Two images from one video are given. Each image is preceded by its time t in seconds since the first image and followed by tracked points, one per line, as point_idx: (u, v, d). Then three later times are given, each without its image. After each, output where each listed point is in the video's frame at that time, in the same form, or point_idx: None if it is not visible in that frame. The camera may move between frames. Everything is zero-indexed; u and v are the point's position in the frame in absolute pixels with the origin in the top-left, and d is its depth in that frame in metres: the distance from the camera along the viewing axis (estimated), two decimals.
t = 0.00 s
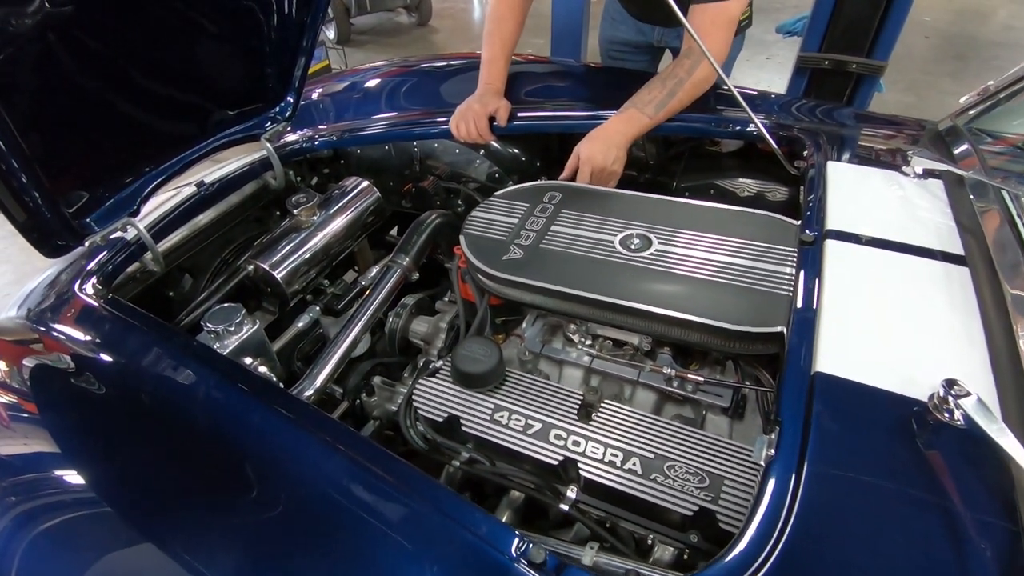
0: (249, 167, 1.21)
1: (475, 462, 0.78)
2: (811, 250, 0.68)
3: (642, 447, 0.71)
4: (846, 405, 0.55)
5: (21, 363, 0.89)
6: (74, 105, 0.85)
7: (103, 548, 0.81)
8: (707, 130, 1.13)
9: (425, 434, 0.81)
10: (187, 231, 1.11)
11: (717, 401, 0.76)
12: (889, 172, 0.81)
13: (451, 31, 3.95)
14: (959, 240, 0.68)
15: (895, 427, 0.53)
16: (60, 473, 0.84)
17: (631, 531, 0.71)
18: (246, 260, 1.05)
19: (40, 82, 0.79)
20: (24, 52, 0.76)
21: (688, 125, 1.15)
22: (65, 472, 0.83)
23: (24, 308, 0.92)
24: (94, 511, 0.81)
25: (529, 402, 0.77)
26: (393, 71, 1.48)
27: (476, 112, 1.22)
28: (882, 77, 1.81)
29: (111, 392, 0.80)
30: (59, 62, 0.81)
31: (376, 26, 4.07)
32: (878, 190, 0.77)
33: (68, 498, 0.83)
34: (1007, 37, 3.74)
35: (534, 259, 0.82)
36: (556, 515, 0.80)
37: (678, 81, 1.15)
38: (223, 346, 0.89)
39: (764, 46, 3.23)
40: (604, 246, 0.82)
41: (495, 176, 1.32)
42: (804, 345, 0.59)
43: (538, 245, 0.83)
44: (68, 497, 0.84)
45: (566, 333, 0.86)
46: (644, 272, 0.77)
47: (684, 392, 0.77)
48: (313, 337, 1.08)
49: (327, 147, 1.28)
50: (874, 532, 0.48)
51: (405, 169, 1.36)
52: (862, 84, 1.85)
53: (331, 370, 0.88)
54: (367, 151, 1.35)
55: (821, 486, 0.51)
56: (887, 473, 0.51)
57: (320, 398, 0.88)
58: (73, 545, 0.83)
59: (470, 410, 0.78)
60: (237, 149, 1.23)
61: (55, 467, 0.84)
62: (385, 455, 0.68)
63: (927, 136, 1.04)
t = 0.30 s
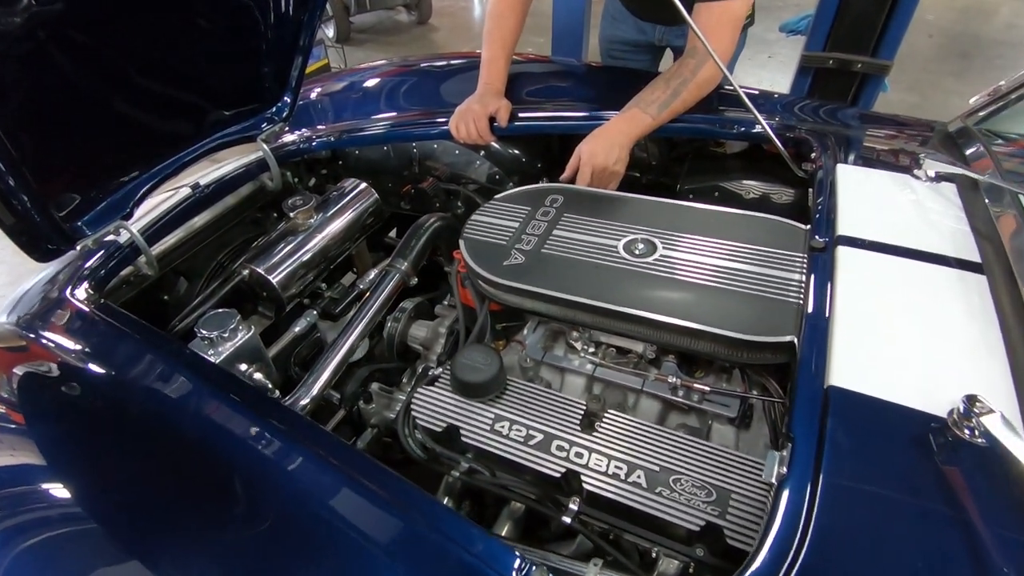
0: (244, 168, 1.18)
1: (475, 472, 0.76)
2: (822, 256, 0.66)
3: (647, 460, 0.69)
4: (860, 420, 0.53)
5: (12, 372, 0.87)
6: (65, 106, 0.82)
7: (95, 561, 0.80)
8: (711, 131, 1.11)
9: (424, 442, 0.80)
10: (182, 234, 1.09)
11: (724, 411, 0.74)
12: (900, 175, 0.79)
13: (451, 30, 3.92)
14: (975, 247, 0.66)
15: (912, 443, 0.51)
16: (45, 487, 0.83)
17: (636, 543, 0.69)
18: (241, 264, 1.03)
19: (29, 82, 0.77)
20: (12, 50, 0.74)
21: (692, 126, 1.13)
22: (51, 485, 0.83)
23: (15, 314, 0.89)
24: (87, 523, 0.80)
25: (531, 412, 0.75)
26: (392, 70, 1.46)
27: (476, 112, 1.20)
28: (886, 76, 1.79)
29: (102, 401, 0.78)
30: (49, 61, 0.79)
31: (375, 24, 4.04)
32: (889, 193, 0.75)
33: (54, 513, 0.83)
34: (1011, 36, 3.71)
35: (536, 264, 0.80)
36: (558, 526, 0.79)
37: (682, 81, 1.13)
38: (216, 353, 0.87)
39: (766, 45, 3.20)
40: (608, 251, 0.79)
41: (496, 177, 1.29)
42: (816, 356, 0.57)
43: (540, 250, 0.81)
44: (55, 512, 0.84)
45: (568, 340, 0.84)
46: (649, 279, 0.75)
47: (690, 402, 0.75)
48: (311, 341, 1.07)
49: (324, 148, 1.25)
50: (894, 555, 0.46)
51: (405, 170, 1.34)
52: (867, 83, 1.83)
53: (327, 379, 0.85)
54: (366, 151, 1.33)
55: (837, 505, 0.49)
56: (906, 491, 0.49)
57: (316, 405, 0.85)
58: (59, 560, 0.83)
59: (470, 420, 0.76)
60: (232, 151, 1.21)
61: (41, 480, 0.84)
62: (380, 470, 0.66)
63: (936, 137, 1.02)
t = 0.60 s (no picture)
0: (237, 168, 1.15)
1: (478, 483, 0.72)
2: (838, 262, 0.64)
3: (656, 473, 0.66)
4: (887, 430, 0.50)
5: None
6: (50, 105, 0.79)
7: None
8: (716, 129, 1.09)
9: (424, 452, 0.75)
10: (175, 237, 1.06)
11: (735, 421, 0.72)
12: (914, 175, 0.77)
13: (446, 25, 3.88)
14: (996, 252, 0.63)
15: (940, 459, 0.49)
16: (28, 503, 0.78)
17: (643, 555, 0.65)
18: (233, 270, 1.00)
19: (12, 80, 0.74)
20: None
21: (697, 124, 1.10)
22: (34, 502, 0.78)
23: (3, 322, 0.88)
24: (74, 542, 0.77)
25: (535, 423, 0.73)
26: (388, 67, 1.43)
27: (474, 110, 1.17)
28: (890, 71, 1.77)
29: (91, 412, 0.76)
30: (33, 59, 0.75)
31: (370, 20, 4.00)
32: (904, 195, 0.72)
33: (36, 533, 0.77)
34: (1010, 30, 3.69)
35: (540, 269, 0.77)
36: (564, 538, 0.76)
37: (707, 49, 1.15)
38: (209, 362, 0.85)
39: (765, 40, 3.18)
40: (613, 255, 0.77)
41: (495, 177, 1.27)
42: (834, 365, 0.55)
43: (543, 255, 0.79)
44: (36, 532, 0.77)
45: (572, 346, 0.81)
46: (657, 284, 0.73)
47: (699, 412, 0.73)
48: (307, 346, 1.04)
49: (319, 148, 1.22)
50: None
51: (403, 169, 1.31)
52: (870, 78, 1.80)
53: (324, 389, 0.82)
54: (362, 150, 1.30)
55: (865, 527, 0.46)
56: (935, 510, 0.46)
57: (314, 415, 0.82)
58: None
59: (472, 432, 0.73)
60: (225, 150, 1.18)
61: (23, 497, 0.79)
62: (372, 484, 0.65)
63: (946, 134, 1.00)
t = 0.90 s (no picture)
0: (229, 169, 1.11)
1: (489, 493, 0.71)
2: (861, 262, 0.62)
3: (677, 483, 0.65)
4: (928, 436, 0.47)
5: None
6: (31, 105, 0.75)
7: None
8: (722, 124, 1.06)
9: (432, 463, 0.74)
10: (166, 241, 1.02)
11: (755, 427, 0.70)
12: (932, 171, 0.75)
13: (435, 18, 3.82)
14: None
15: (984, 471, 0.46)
16: (10, 526, 0.71)
17: (660, 565, 0.64)
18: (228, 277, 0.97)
19: None
20: None
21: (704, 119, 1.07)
22: (18, 523, 0.71)
23: None
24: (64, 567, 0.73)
25: (549, 433, 0.70)
26: (380, 62, 1.39)
27: (473, 107, 1.14)
28: (888, 62, 1.76)
29: (82, 429, 0.73)
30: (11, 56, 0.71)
31: (357, 13, 3.93)
32: (924, 193, 0.70)
33: (19, 557, 0.70)
34: (1000, 18, 3.70)
35: (550, 273, 0.75)
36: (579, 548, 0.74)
37: (752, 18, 1.12)
38: (206, 374, 0.81)
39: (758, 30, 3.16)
40: (625, 257, 0.75)
41: (494, 174, 1.24)
42: (864, 369, 0.52)
43: (553, 257, 0.76)
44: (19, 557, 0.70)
45: (583, 351, 0.79)
46: (673, 287, 0.70)
47: (717, 418, 0.71)
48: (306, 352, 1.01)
49: (313, 147, 1.18)
50: None
51: (398, 168, 1.27)
52: (869, 69, 1.79)
53: (329, 400, 0.80)
54: (357, 149, 1.26)
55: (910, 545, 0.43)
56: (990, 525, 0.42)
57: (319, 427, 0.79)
58: None
59: (485, 443, 0.71)
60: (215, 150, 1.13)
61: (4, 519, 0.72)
62: (369, 495, 0.64)
63: (955, 126, 0.99)
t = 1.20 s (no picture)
0: (211, 172, 1.06)
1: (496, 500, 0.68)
2: (867, 255, 0.61)
3: (689, 484, 0.64)
4: (949, 433, 0.46)
5: None
6: None
7: None
8: (715, 117, 1.05)
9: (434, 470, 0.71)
10: (147, 250, 0.98)
11: (765, 424, 0.69)
12: (931, 161, 0.75)
13: (413, 13, 3.77)
14: None
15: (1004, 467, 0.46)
16: None
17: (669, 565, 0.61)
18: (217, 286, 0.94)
19: None
20: None
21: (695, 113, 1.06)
22: None
23: None
24: None
25: (556, 437, 0.69)
26: (359, 61, 1.36)
27: (461, 104, 1.11)
28: (870, 51, 1.77)
29: (70, 449, 0.69)
30: None
31: (334, 9, 3.86)
32: (924, 184, 0.70)
33: None
34: (972, 6, 3.76)
35: (551, 274, 0.73)
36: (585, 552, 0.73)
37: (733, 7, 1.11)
38: (198, 388, 0.78)
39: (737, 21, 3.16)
40: (626, 256, 0.73)
41: (484, 172, 1.22)
42: (879, 365, 0.51)
43: (554, 258, 0.75)
44: None
45: (587, 352, 0.78)
46: (678, 285, 0.69)
47: (726, 416, 0.70)
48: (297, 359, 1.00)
49: (297, 148, 1.15)
50: None
51: (385, 167, 1.25)
52: (852, 58, 1.80)
53: (329, 411, 0.78)
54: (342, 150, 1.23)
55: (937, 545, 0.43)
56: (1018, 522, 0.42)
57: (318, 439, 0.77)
58: None
59: (491, 450, 0.70)
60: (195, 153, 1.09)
61: None
62: (365, 503, 0.64)
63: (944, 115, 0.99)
